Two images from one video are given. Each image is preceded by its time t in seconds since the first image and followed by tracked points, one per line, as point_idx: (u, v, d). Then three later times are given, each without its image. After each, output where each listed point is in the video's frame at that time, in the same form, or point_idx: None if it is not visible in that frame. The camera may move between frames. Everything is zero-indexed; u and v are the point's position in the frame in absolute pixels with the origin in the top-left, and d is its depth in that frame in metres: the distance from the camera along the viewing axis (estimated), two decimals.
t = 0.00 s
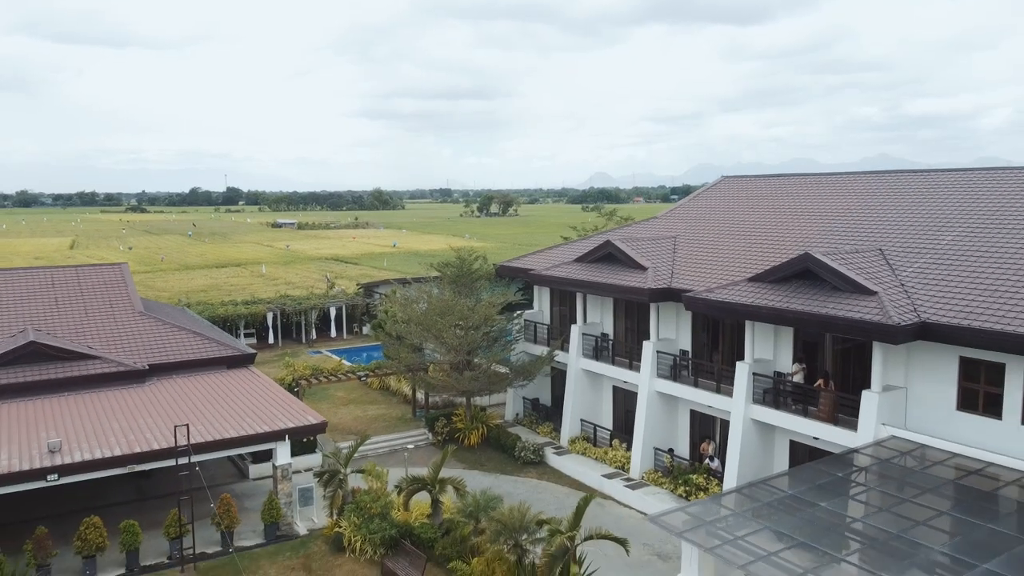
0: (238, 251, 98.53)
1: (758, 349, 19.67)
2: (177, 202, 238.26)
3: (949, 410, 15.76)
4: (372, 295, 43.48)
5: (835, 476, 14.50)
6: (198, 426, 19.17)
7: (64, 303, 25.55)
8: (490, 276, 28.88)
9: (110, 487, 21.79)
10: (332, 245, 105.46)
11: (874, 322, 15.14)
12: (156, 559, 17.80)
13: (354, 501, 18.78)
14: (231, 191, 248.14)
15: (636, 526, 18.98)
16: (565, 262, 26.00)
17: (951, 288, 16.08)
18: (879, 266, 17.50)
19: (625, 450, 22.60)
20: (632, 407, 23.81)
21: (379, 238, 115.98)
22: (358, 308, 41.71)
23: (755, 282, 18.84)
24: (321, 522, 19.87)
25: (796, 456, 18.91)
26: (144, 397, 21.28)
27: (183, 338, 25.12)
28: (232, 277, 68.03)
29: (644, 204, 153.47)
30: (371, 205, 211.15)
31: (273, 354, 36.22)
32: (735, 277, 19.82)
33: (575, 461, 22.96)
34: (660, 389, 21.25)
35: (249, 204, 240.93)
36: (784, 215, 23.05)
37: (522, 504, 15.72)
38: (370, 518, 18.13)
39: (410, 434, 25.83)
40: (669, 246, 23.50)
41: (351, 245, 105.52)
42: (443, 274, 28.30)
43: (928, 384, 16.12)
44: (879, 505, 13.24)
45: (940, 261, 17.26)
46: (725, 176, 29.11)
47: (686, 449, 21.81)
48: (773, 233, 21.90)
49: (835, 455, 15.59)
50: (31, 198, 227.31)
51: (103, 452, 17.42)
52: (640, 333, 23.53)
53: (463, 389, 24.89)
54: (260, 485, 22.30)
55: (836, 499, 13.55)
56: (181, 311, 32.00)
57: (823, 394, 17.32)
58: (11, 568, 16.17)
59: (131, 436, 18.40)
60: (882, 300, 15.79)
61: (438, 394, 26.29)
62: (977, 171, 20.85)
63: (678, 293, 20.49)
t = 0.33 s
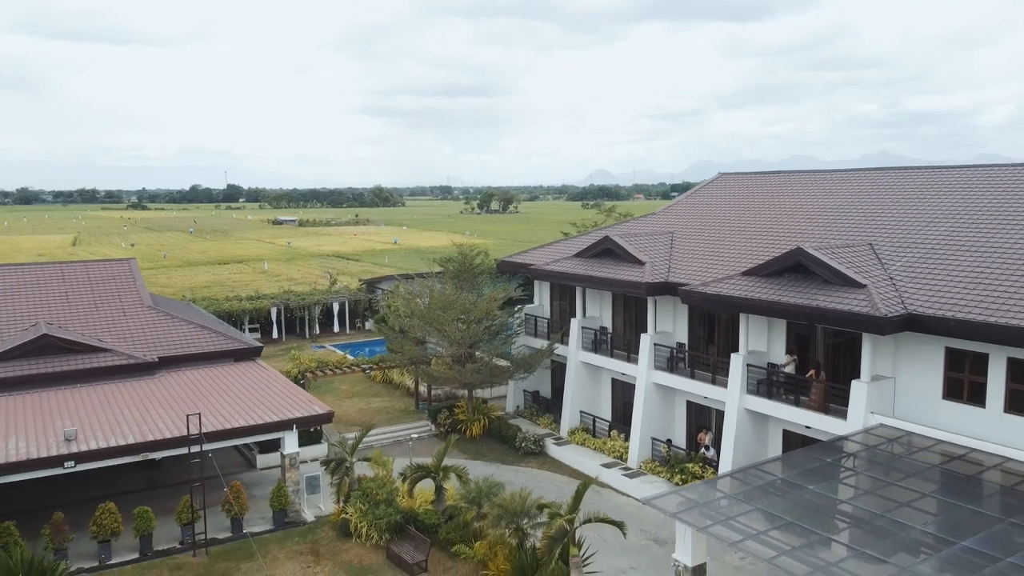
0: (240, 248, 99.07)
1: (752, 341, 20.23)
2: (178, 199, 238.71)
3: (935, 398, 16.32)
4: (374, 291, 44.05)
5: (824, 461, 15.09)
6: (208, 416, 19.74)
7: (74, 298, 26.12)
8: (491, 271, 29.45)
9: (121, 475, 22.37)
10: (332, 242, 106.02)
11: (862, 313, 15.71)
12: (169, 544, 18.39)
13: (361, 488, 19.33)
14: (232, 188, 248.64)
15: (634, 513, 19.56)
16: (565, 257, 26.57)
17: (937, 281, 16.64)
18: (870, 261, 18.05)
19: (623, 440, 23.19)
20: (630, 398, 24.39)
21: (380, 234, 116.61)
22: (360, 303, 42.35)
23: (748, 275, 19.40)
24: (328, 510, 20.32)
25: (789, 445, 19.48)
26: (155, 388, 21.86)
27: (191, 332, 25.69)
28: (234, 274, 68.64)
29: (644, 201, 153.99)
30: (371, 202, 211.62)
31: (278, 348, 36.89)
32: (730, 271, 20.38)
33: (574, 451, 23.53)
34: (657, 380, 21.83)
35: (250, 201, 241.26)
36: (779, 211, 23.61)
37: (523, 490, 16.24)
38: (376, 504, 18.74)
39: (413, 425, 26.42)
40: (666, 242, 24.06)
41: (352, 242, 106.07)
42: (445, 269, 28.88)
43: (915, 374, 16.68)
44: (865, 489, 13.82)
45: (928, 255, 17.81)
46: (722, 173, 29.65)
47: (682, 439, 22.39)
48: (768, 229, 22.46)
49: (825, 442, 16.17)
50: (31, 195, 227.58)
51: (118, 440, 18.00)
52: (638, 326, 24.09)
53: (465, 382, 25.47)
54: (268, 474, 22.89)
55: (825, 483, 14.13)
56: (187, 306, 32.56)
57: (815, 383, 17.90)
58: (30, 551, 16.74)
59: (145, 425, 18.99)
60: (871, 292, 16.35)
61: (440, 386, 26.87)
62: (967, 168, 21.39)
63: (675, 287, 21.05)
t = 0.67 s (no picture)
0: (242, 244, 99.59)
1: (746, 333, 20.78)
2: (178, 196, 239.13)
3: (922, 388, 16.88)
4: (377, 286, 44.62)
5: (814, 448, 15.66)
6: (219, 406, 20.34)
7: (85, 293, 26.68)
8: (493, 266, 29.99)
9: (133, 465, 22.97)
10: (334, 238, 106.51)
11: (852, 305, 16.28)
12: (180, 530, 18.97)
13: (367, 476, 20.06)
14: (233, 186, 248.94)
15: (631, 500, 20.13)
16: (565, 252, 27.11)
17: (925, 274, 17.21)
18: (861, 255, 18.60)
19: (621, 431, 23.77)
20: (629, 390, 24.95)
21: (380, 231, 117.24)
22: (364, 299, 42.95)
23: (743, 270, 19.95)
24: (335, 498, 21.01)
25: (782, 434, 20.06)
26: (166, 380, 22.43)
27: (199, 326, 26.25)
28: (238, 270, 69.24)
29: (644, 198, 154.44)
30: (372, 199, 212.15)
31: (282, 343, 37.51)
32: (725, 265, 20.94)
33: (574, 441, 24.08)
34: (654, 372, 22.39)
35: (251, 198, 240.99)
36: (774, 208, 24.15)
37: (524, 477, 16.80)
38: (382, 491, 19.47)
39: (416, 417, 26.99)
40: (664, 237, 24.62)
41: (353, 238, 106.58)
42: (447, 264, 29.44)
43: (903, 364, 17.25)
44: (852, 473, 14.39)
45: (917, 250, 18.37)
46: (719, 170, 30.17)
47: (679, 430, 22.96)
48: (763, 225, 23.00)
49: (816, 430, 16.74)
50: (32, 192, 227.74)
51: (132, 429, 18.59)
52: (636, 320, 24.64)
53: (467, 374, 26.03)
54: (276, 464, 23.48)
55: (814, 468, 14.71)
56: (193, 301, 33.12)
57: (807, 374, 18.45)
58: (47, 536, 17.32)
59: (157, 415, 19.57)
60: (860, 286, 16.92)
61: (443, 379, 27.42)
62: (957, 165, 21.93)
63: (672, 281, 21.61)
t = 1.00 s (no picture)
0: (244, 241, 100.17)
1: (741, 326, 21.38)
2: (179, 193, 239.75)
3: (910, 377, 17.44)
4: (379, 282, 45.22)
5: (805, 434, 16.23)
6: (228, 396, 20.92)
7: (95, 287, 27.25)
8: (494, 261, 30.56)
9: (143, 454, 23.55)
10: (335, 235, 107.05)
11: (842, 298, 16.85)
12: (191, 516, 19.54)
13: (372, 464, 20.54)
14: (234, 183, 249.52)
15: (629, 487, 20.70)
16: (565, 247, 27.68)
17: (913, 268, 17.77)
18: (852, 250, 19.15)
19: (619, 422, 24.34)
20: (627, 382, 25.51)
21: (381, 228, 117.86)
22: (366, 294, 43.58)
23: (738, 264, 20.51)
24: (341, 486, 21.55)
25: (775, 424, 20.63)
26: (176, 372, 23.00)
27: (206, 320, 26.81)
28: (241, 266, 69.85)
29: (644, 195, 155.01)
30: (372, 195, 212.69)
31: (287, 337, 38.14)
32: (721, 260, 21.50)
33: (574, 432, 24.65)
34: (652, 364, 22.96)
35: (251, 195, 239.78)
36: (769, 203, 24.69)
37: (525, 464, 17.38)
38: (387, 478, 19.98)
39: (419, 408, 27.57)
40: (662, 232, 25.18)
41: (354, 235, 107.13)
42: (449, 259, 30.02)
43: (892, 355, 17.81)
44: (841, 458, 14.96)
45: (907, 244, 18.92)
46: (716, 167, 30.70)
47: (676, 420, 23.52)
48: (758, 220, 23.55)
49: (807, 418, 17.31)
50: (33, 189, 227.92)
51: (144, 418, 19.16)
52: (635, 313, 25.20)
53: (469, 367, 26.61)
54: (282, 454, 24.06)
55: (804, 453, 15.28)
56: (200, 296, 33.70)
57: (799, 364, 19.02)
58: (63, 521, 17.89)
59: (169, 405, 20.14)
60: (851, 279, 17.48)
61: (445, 372, 27.98)
62: (949, 161, 22.45)
63: (669, 275, 22.18)
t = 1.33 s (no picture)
0: (245, 237, 100.74)
1: (737, 318, 21.93)
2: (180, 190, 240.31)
3: (900, 367, 18.02)
4: (381, 277, 45.81)
5: (797, 421, 16.81)
6: (237, 386, 21.50)
7: (104, 281, 27.81)
8: (496, 256, 31.13)
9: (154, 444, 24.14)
10: (336, 231, 107.67)
11: (833, 290, 17.43)
12: (203, 502, 20.13)
13: (378, 452, 21.12)
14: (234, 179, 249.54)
15: (628, 475, 21.28)
16: (565, 242, 28.24)
17: (903, 261, 18.34)
18: (844, 243, 19.72)
19: (618, 412, 24.92)
20: (626, 374, 26.08)
21: (382, 225, 118.49)
22: (368, 289, 44.16)
23: (733, 258, 21.08)
24: (347, 474, 22.14)
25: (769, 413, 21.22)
26: (186, 363, 23.58)
27: (214, 313, 27.37)
28: (243, 262, 70.49)
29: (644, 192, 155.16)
30: (372, 192, 213.15)
31: (291, 331, 38.74)
32: (717, 254, 22.06)
33: (574, 423, 25.22)
34: (649, 356, 23.55)
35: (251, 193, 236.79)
36: (765, 199, 25.23)
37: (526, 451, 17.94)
38: (392, 465, 20.67)
39: (422, 400, 28.14)
40: (660, 227, 25.73)
41: (355, 231, 107.75)
42: (452, 254, 30.58)
43: (882, 345, 18.40)
44: (831, 444, 15.55)
45: (898, 237, 19.48)
46: (713, 163, 31.25)
47: (674, 411, 24.11)
48: (754, 215, 24.10)
49: (800, 406, 17.90)
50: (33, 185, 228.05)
51: (157, 408, 19.75)
52: (633, 307, 25.77)
53: (471, 359, 27.18)
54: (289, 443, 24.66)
55: (796, 439, 15.87)
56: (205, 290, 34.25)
57: (793, 355, 19.59)
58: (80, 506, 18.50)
59: (181, 395, 20.73)
60: (842, 272, 18.06)
61: (448, 364, 28.55)
62: (940, 157, 22.99)
63: (667, 269, 22.75)
